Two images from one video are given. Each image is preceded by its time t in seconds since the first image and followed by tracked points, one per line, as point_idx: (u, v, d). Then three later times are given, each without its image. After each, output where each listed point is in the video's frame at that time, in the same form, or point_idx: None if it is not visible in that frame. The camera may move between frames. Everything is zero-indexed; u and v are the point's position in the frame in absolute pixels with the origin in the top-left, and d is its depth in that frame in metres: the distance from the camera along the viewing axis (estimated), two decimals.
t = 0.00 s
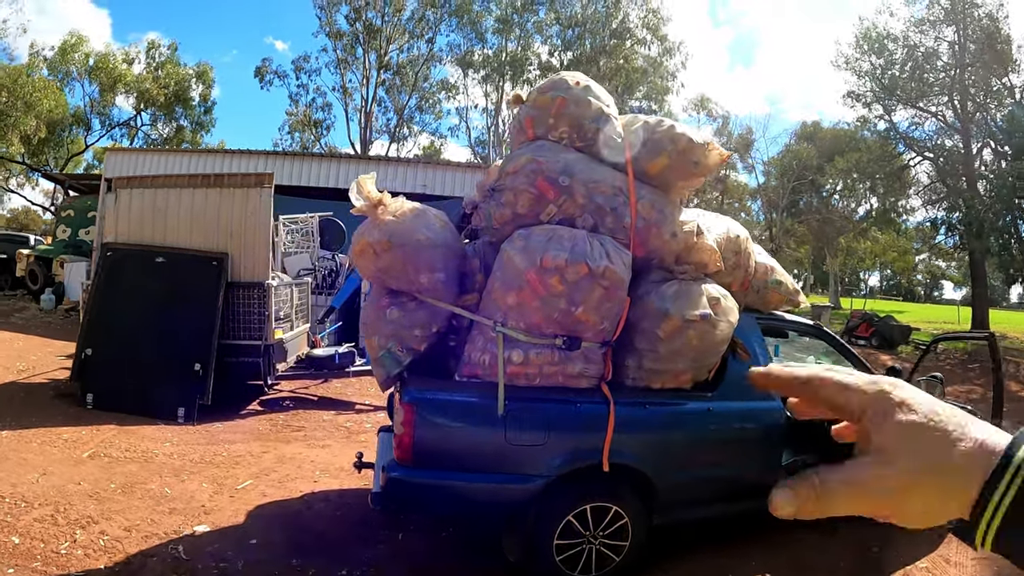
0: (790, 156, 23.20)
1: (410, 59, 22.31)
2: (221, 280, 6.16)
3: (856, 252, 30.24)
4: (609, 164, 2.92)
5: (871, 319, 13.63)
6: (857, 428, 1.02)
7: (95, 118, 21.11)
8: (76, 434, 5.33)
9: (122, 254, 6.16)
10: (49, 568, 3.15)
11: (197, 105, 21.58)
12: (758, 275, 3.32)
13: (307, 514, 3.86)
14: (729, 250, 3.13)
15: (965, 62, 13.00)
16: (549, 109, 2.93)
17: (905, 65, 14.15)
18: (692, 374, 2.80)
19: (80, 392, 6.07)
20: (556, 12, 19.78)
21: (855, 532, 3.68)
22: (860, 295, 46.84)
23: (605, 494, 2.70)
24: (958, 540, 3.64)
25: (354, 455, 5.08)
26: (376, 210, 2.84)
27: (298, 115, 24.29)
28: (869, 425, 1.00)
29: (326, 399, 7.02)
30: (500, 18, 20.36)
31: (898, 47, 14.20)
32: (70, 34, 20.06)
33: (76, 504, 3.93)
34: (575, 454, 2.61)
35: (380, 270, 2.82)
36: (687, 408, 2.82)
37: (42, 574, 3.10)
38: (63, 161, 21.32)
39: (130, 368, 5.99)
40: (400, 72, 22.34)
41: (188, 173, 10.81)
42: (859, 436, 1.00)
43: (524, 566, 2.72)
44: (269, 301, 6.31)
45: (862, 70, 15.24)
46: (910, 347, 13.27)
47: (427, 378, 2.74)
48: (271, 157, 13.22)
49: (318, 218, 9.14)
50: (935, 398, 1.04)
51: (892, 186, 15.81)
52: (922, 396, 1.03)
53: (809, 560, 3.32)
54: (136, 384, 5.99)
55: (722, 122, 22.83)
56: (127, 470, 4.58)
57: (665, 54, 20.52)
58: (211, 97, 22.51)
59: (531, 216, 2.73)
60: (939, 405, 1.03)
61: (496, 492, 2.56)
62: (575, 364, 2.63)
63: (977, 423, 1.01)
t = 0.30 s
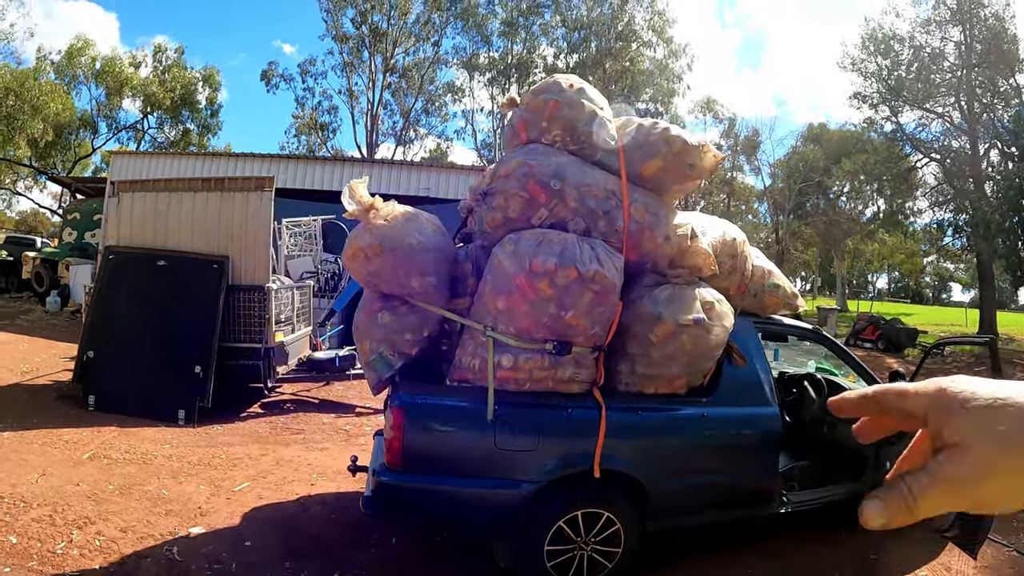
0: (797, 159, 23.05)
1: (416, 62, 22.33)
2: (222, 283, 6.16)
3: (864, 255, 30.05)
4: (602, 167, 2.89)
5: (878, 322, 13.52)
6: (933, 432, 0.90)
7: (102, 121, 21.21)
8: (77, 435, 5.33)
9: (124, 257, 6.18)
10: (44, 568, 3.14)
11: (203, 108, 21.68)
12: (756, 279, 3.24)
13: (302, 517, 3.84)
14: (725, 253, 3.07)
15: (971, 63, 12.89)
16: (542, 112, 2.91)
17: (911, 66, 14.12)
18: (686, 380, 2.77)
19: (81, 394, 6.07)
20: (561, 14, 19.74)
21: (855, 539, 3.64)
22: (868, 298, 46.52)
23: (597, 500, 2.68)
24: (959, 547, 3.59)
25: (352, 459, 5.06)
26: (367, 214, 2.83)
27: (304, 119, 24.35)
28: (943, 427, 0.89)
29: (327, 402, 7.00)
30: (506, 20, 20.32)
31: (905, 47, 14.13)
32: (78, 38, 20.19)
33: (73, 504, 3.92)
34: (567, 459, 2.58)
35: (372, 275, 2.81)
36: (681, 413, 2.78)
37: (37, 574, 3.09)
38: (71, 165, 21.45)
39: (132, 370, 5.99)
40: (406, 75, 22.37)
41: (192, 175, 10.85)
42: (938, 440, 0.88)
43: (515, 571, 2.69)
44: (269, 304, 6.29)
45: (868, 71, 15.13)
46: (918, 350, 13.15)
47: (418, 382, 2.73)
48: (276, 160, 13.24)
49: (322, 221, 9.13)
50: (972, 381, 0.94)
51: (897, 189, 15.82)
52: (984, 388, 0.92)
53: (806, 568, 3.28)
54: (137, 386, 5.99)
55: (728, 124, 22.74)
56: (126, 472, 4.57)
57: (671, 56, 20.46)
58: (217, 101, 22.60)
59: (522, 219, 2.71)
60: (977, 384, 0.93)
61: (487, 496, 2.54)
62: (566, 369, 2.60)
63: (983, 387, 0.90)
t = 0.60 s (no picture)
0: (796, 157, 23.01)
1: (415, 63, 22.31)
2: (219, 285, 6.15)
3: (864, 253, 29.97)
4: (595, 168, 2.87)
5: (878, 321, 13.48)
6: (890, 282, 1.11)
7: (102, 124, 21.22)
8: (75, 438, 5.32)
9: (122, 260, 6.18)
10: (41, 571, 3.14)
11: (202, 110, 21.67)
12: (751, 278, 3.23)
13: (299, 519, 3.84)
14: (719, 253, 3.06)
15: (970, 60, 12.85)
16: (535, 113, 2.90)
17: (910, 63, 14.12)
18: (681, 381, 2.76)
19: (80, 397, 6.06)
20: (559, 15, 19.69)
21: (853, 540, 3.64)
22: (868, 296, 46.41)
23: (592, 501, 2.67)
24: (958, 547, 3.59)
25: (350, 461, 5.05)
26: (361, 216, 2.83)
27: (304, 120, 24.34)
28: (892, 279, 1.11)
29: (325, 404, 6.99)
30: (505, 21, 20.27)
31: (903, 45, 14.11)
32: (76, 41, 20.20)
33: (72, 507, 3.91)
34: (561, 461, 2.58)
35: (366, 278, 2.80)
36: (676, 415, 2.77)
37: None
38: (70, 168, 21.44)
39: (130, 373, 5.98)
40: (404, 76, 22.35)
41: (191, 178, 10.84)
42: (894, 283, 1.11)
43: (511, 573, 2.69)
44: (267, 306, 6.28)
45: (867, 69, 15.11)
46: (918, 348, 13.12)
47: (412, 384, 2.72)
48: (274, 162, 13.21)
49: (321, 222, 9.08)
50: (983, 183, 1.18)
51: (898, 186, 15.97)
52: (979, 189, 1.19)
53: (803, 568, 3.28)
54: (135, 390, 5.98)
55: (727, 123, 22.70)
56: (124, 474, 4.56)
57: (669, 55, 20.44)
58: (216, 103, 22.59)
59: (515, 221, 2.70)
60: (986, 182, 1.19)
61: (482, 499, 2.53)
62: (559, 370, 2.59)
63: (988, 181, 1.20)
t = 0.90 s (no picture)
0: (776, 152, 23.16)
1: (395, 64, 22.22)
2: (202, 292, 6.09)
3: (844, 246, 30.25)
4: (578, 168, 2.88)
5: (861, 313, 13.62)
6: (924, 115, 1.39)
7: (80, 131, 20.95)
8: (62, 450, 5.26)
9: (105, 269, 6.11)
10: None
11: (182, 116, 21.46)
12: (734, 274, 3.27)
13: (291, 525, 3.83)
14: (702, 251, 3.09)
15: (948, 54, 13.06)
16: (516, 114, 2.88)
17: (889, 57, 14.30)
18: (668, 377, 2.78)
19: (66, 408, 5.98)
20: (539, 14, 19.71)
21: (841, 530, 3.69)
22: (850, 289, 46.81)
23: (583, 500, 2.69)
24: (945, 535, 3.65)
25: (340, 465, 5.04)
26: (345, 222, 2.83)
27: (284, 124, 24.14)
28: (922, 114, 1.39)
29: (312, 409, 6.95)
30: (484, 21, 20.24)
31: (881, 40, 14.27)
32: (54, 48, 19.93)
33: (61, 520, 3.87)
34: (551, 461, 2.59)
35: (350, 282, 2.79)
36: (664, 411, 2.78)
37: None
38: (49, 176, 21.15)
39: (116, 382, 5.91)
40: (384, 78, 22.26)
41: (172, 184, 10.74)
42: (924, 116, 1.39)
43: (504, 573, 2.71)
44: (251, 312, 6.22)
45: (845, 64, 15.27)
46: (901, 339, 13.28)
47: (400, 387, 2.72)
48: (254, 166, 13.13)
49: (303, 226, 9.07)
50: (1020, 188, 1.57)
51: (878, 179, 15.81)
52: None
53: (793, 560, 3.33)
54: (121, 399, 5.91)
55: (707, 120, 22.83)
56: (112, 485, 4.51)
57: (649, 53, 20.54)
58: (196, 108, 22.38)
59: (498, 222, 2.70)
60: None
61: (472, 500, 2.55)
62: (546, 370, 2.60)
63: None
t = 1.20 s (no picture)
0: (745, 148, 23.42)
1: (364, 61, 22.03)
2: (175, 292, 6.00)
3: (812, 241, 30.77)
4: (555, 165, 2.91)
5: (829, 306, 13.87)
6: None
7: (45, 130, 20.46)
8: (37, 456, 5.16)
9: (75, 271, 5.98)
10: None
11: (149, 114, 21.09)
12: (709, 268, 3.32)
13: (274, 527, 3.81)
14: (678, 245, 3.14)
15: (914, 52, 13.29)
16: (495, 112, 2.90)
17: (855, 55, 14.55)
18: (647, 370, 2.83)
19: (39, 414, 5.88)
20: (508, 12, 19.68)
21: (819, 517, 3.79)
22: (817, 282, 47.63)
23: (567, 493, 2.73)
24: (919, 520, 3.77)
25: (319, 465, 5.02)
26: (324, 220, 2.82)
27: (252, 122, 23.80)
28: None
29: (288, 410, 6.89)
30: (453, 18, 20.17)
31: (848, 38, 14.48)
32: (16, 46, 19.43)
33: (39, 528, 3.80)
34: (534, 456, 2.62)
35: (330, 280, 2.79)
36: (644, 404, 2.83)
37: None
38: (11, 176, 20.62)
39: (90, 386, 5.82)
40: (353, 75, 22.08)
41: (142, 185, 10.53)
42: None
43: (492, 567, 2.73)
44: (225, 313, 6.16)
45: (813, 62, 15.50)
46: (868, 331, 13.55)
47: (383, 385, 2.72)
48: (225, 166, 12.98)
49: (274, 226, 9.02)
50: None
51: (844, 174, 16.06)
52: None
53: (773, 548, 3.40)
54: (95, 403, 5.81)
55: (676, 117, 23.03)
56: (90, 492, 4.44)
57: (618, 50, 20.66)
58: (163, 106, 21.99)
59: (479, 219, 2.73)
60: None
61: (456, 496, 2.57)
62: (528, 365, 2.63)
63: None
